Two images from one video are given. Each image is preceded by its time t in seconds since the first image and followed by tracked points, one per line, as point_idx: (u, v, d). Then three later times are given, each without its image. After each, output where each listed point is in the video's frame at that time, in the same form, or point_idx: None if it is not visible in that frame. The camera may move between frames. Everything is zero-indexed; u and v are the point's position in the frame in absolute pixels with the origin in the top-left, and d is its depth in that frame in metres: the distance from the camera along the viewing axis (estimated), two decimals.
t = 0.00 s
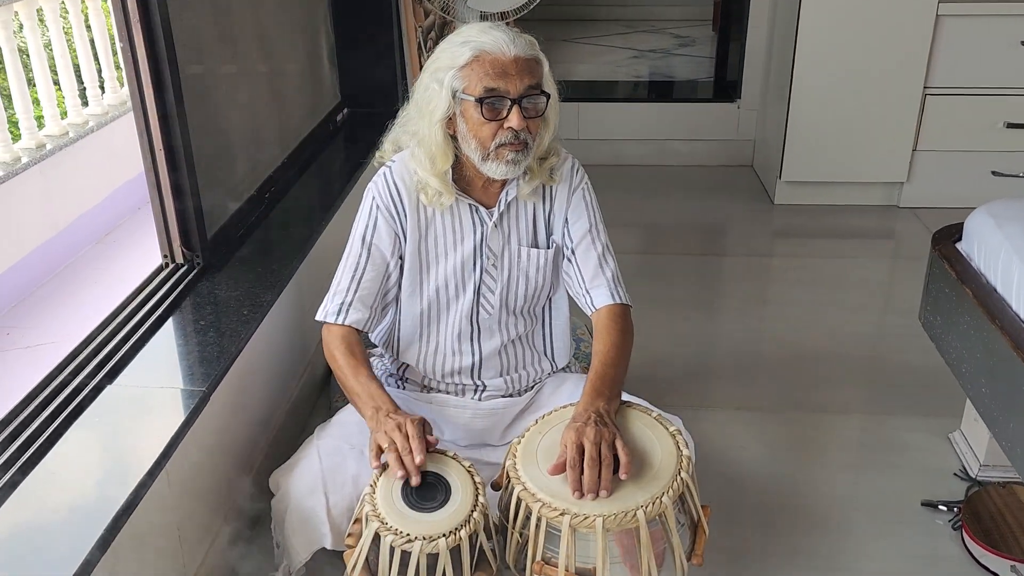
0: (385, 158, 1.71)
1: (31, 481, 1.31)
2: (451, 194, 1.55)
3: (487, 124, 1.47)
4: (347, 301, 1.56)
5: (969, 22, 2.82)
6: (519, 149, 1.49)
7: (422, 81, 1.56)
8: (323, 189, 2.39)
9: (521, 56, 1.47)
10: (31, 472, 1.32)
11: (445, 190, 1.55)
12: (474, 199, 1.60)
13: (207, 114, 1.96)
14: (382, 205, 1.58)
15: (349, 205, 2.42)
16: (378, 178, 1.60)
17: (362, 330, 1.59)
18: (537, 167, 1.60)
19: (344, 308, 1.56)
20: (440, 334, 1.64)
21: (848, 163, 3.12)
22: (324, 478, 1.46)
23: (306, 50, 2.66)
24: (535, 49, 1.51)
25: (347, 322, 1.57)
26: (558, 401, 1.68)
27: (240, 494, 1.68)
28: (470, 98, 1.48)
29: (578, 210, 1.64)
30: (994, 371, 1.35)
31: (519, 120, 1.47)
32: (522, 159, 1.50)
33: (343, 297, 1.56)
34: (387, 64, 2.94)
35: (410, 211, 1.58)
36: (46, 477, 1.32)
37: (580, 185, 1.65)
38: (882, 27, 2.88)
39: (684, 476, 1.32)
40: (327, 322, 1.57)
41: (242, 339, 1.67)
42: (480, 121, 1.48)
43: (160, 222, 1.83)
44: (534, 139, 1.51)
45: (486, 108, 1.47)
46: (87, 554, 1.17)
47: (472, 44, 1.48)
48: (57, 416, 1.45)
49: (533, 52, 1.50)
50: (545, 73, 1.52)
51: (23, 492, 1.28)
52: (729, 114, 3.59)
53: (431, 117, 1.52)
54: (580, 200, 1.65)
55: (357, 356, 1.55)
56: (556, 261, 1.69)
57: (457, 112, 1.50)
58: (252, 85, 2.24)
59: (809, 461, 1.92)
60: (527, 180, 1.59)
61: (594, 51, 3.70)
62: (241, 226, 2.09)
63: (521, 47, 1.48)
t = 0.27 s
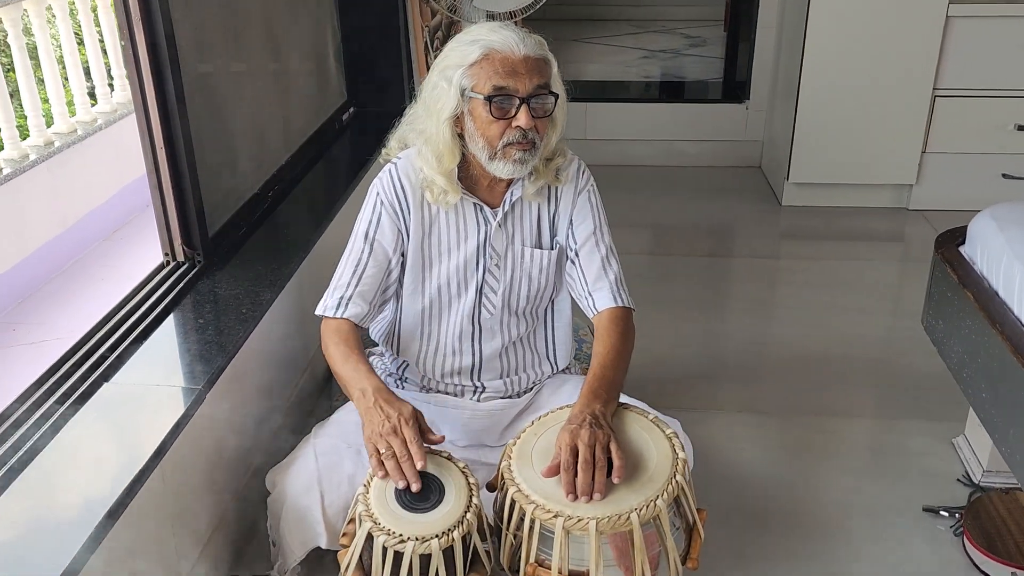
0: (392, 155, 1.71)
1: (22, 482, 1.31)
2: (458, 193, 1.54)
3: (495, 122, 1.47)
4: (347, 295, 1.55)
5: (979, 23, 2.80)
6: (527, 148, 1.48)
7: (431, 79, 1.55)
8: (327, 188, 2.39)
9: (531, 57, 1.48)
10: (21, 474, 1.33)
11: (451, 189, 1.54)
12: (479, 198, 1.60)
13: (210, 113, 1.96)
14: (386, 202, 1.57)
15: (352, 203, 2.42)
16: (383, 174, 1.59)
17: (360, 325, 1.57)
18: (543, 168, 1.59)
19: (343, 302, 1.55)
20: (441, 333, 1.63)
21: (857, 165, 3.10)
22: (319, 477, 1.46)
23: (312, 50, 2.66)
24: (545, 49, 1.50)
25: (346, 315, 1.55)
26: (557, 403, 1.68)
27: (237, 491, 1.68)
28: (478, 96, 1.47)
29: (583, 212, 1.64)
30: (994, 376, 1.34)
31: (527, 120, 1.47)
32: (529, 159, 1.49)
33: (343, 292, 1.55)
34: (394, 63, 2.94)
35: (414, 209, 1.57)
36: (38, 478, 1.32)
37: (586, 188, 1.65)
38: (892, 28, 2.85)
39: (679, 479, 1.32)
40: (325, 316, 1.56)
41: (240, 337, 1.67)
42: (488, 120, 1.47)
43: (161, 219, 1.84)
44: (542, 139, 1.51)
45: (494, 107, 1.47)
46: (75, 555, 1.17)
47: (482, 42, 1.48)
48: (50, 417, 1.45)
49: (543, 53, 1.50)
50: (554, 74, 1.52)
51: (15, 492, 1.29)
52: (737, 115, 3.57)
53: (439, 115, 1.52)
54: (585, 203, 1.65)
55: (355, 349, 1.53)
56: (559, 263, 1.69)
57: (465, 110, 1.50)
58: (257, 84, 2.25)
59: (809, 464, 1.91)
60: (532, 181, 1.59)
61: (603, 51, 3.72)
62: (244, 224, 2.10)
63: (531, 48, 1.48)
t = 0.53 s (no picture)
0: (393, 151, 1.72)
1: (19, 476, 1.32)
2: (456, 187, 1.55)
3: (495, 119, 1.48)
4: (344, 290, 1.55)
5: (990, 25, 2.78)
6: (525, 146, 1.49)
7: (433, 75, 1.56)
8: (332, 188, 2.40)
9: (534, 55, 1.49)
10: (18, 468, 1.34)
11: (449, 184, 1.54)
12: (476, 195, 1.61)
13: (216, 113, 1.97)
14: (384, 197, 1.58)
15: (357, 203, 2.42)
16: (383, 170, 1.60)
17: (356, 322, 1.57)
18: (541, 166, 1.60)
19: (340, 297, 1.55)
20: (439, 331, 1.63)
21: (866, 167, 3.08)
22: (317, 475, 1.47)
23: (319, 50, 2.67)
24: (548, 50, 1.52)
25: (342, 311, 1.55)
26: (558, 403, 1.67)
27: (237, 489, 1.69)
28: (479, 92, 1.48)
29: (583, 210, 1.64)
30: (994, 380, 1.33)
31: (528, 117, 1.47)
32: (528, 157, 1.50)
33: (340, 287, 1.55)
34: (401, 64, 2.95)
35: (412, 205, 1.58)
36: (35, 472, 1.33)
37: (585, 185, 1.65)
38: (902, 29, 2.84)
39: (675, 481, 1.31)
40: (322, 310, 1.56)
41: (239, 335, 1.68)
42: (488, 116, 1.48)
43: (164, 217, 1.85)
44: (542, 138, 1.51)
45: (495, 103, 1.48)
46: (69, 550, 1.18)
47: (486, 40, 1.49)
48: (49, 412, 1.47)
49: (546, 52, 1.51)
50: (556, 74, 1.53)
51: (12, 486, 1.30)
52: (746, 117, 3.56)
53: (440, 111, 1.53)
54: (585, 201, 1.65)
55: (349, 349, 1.53)
56: (559, 261, 1.69)
57: (466, 106, 1.51)
58: (263, 84, 2.26)
59: (811, 468, 1.90)
60: (530, 178, 1.59)
61: (616, 52, 3.66)
62: (248, 223, 2.11)
63: (534, 46, 1.49)
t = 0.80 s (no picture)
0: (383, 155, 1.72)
1: (20, 471, 1.33)
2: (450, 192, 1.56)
3: (501, 118, 1.49)
4: (337, 292, 1.56)
5: (1000, 27, 2.77)
6: (530, 142, 1.51)
7: (422, 81, 1.55)
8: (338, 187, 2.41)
9: (526, 51, 1.51)
10: (18, 464, 1.35)
11: (443, 189, 1.55)
12: (469, 193, 1.62)
13: (222, 111, 1.98)
14: (376, 200, 1.59)
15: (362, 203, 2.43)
16: (374, 173, 1.61)
17: (351, 323, 1.58)
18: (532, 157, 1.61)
19: (333, 299, 1.56)
20: (438, 330, 1.64)
21: (874, 168, 3.07)
22: (318, 473, 1.47)
23: (327, 50, 2.68)
24: (536, 45, 1.54)
25: (336, 312, 1.55)
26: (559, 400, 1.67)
27: (238, 486, 1.69)
28: (480, 94, 1.49)
29: (579, 198, 1.65)
30: (995, 382, 1.32)
31: (532, 114, 1.49)
32: (533, 152, 1.52)
33: (333, 289, 1.56)
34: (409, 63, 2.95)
35: (404, 207, 1.59)
36: (36, 468, 1.34)
37: (579, 173, 1.65)
38: (911, 30, 2.82)
39: (673, 481, 1.31)
40: (316, 313, 1.57)
41: (241, 333, 1.69)
42: (491, 117, 1.49)
43: (168, 215, 1.86)
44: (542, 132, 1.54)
45: (498, 104, 1.48)
46: (67, 544, 1.19)
47: (479, 40, 1.49)
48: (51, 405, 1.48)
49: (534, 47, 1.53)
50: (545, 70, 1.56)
51: (12, 481, 1.31)
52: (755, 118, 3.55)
53: (440, 115, 1.51)
54: (579, 189, 1.65)
55: (345, 343, 1.53)
56: (558, 253, 1.68)
57: (467, 109, 1.50)
58: (270, 82, 2.27)
59: (814, 470, 1.89)
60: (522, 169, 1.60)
61: (625, 53, 3.74)
62: (253, 221, 2.12)
63: (524, 42, 1.52)
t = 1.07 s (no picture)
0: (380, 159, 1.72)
1: (26, 467, 1.34)
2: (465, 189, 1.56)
3: (495, 116, 1.49)
4: (340, 292, 1.58)
5: (1011, 28, 2.76)
6: (527, 138, 1.50)
7: (415, 85, 1.55)
8: (346, 187, 2.41)
9: (517, 48, 1.51)
10: (26, 460, 1.36)
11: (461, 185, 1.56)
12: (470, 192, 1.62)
13: (232, 110, 1.99)
14: (377, 199, 1.60)
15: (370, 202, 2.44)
16: (375, 173, 1.61)
17: (354, 322, 1.60)
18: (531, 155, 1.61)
19: (337, 299, 1.58)
20: (441, 329, 1.64)
21: (883, 170, 3.06)
22: (323, 470, 1.48)
23: (337, 49, 2.69)
24: (528, 40, 1.54)
25: (338, 312, 1.57)
26: (564, 399, 1.68)
27: (244, 483, 1.70)
28: (474, 93, 1.49)
29: (575, 198, 1.64)
30: (1001, 384, 1.32)
31: (526, 110, 1.49)
32: (530, 149, 1.51)
33: (336, 289, 1.58)
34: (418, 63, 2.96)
35: (405, 206, 1.60)
36: (42, 464, 1.35)
37: (576, 173, 1.64)
38: (923, 31, 2.81)
39: (677, 480, 1.31)
40: (319, 314, 1.58)
41: (248, 331, 1.70)
42: (486, 115, 1.49)
43: (177, 214, 1.87)
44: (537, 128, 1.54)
45: (493, 101, 1.49)
46: (71, 541, 1.19)
47: (469, 40, 1.50)
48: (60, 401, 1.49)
49: (525, 43, 1.53)
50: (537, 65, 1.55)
51: (18, 477, 1.32)
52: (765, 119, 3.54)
53: (435, 118, 1.51)
54: (577, 188, 1.64)
55: (349, 343, 1.55)
56: (558, 252, 1.68)
57: (461, 111, 1.51)
58: (279, 81, 2.27)
59: (821, 472, 1.89)
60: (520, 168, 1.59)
61: (635, 53, 3.74)
62: (261, 219, 2.13)
63: (515, 39, 1.52)
